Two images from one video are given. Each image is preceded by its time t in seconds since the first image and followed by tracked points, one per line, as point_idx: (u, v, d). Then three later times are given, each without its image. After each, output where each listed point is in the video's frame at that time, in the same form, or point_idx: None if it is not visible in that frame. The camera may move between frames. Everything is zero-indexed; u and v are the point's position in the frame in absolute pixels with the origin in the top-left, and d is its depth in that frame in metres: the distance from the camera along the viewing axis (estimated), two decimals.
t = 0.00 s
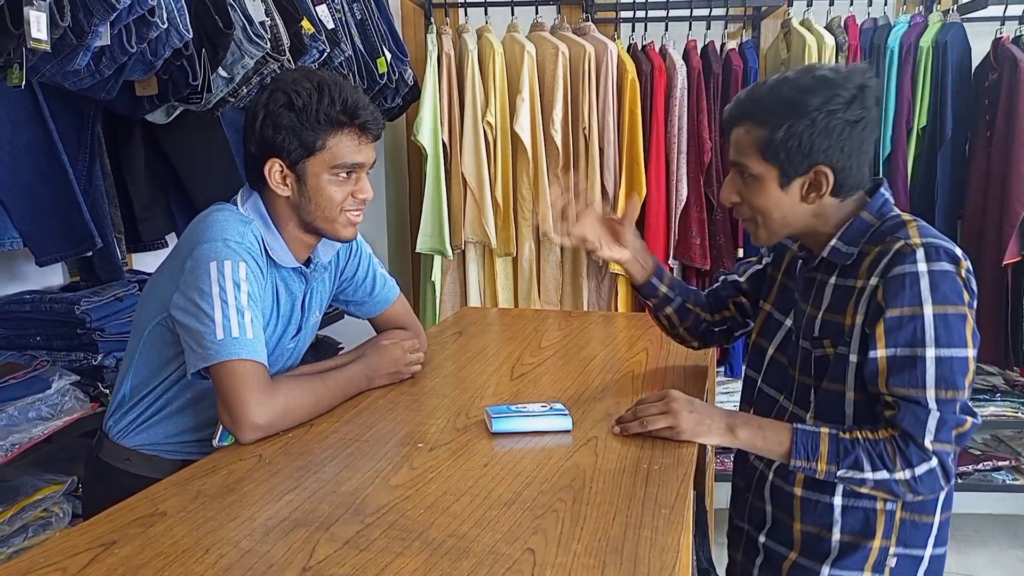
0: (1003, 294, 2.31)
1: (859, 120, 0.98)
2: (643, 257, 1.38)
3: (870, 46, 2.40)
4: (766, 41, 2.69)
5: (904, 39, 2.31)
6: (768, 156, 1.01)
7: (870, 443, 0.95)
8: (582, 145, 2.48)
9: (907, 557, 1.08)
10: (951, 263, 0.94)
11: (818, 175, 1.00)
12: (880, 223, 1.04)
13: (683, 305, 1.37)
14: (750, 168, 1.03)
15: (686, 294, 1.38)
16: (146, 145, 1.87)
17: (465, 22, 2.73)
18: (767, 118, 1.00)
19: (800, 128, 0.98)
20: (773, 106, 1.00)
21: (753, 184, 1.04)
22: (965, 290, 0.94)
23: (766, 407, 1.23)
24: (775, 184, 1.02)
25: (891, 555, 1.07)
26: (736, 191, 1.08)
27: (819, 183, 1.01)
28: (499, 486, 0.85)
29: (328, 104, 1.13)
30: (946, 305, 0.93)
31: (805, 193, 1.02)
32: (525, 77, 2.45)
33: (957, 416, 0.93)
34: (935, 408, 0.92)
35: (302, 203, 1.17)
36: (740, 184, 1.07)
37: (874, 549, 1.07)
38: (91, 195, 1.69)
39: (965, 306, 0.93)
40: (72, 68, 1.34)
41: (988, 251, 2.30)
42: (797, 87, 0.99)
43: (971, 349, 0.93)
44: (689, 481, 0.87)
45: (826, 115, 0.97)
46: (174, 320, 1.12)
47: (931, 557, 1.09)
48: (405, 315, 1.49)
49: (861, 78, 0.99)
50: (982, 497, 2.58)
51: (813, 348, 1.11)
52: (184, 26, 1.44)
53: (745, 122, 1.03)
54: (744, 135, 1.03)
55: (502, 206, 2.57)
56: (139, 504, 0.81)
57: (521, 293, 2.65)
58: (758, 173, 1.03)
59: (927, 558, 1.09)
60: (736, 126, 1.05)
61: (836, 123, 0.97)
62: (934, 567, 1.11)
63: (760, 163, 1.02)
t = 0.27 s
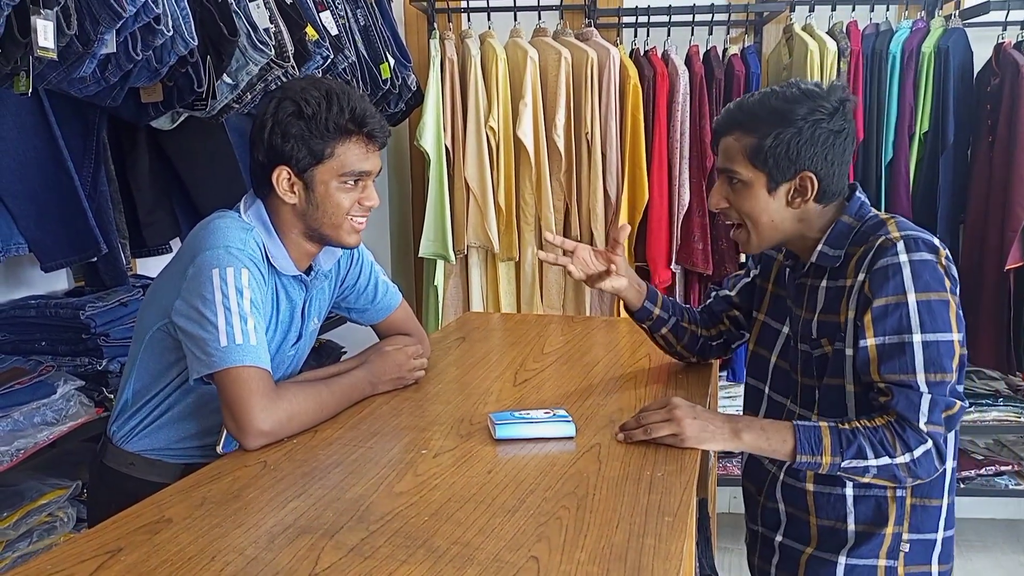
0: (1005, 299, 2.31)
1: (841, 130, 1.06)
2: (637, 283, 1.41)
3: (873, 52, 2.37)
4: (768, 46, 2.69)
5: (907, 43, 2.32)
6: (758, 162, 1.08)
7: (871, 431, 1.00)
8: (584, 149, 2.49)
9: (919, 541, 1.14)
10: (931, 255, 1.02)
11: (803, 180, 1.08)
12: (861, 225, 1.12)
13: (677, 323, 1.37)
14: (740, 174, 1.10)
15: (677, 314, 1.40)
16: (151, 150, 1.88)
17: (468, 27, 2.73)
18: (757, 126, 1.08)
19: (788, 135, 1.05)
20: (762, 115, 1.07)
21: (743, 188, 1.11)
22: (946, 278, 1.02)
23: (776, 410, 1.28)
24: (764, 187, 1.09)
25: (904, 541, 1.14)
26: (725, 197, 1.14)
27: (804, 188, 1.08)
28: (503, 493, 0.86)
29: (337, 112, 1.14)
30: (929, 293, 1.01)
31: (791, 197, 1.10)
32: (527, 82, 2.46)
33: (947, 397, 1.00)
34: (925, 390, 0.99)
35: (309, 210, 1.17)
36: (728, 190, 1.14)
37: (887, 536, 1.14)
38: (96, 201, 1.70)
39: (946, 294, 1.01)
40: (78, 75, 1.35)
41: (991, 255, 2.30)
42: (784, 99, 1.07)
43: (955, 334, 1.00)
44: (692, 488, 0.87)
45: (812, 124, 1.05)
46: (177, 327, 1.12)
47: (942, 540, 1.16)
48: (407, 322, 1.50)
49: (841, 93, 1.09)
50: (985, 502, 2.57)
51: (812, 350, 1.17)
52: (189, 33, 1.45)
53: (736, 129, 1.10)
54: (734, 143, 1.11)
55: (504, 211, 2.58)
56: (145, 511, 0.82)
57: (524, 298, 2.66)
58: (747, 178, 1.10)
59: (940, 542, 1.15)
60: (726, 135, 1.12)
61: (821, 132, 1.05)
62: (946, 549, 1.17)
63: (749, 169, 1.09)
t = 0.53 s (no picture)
0: (1006, 301, 2.31)
1: (842, 130, 1.07)
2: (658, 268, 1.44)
3: (873, 54, 2.37)
4: (768, 49, 2.70)
5: (908, 45, 2.32)
6: (759, 158, 1.08)
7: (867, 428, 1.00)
8: (585, 153, 2.49)
9: (918, 538, 1.14)
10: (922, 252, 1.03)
11: (802, 177, 1.08)
12: (854, 224, 1.12)
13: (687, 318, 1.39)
14: (740, 169, 1.10)
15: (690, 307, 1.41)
16: (152, 154, 1.89)
17: (468, 30, 2.74)
18: (759, 123, 1.08)
19: (789, 132, 1.06)
20: (764, 112, 1.08)
21: (743, 184, 1.11)
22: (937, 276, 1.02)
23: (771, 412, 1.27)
24: (763, 183, 1.10)
25: (903, 537, 1.14)
26: (724, 191, 1.14)
27: (802, 186, 1.09)
28: (502, 495, 0.86)
29: (336, 125, 1.14)
30: (921, 291, 1.01)
31: (789, 194, 1.11)
32: (528, 85, 2.46)
33: (941, 394, 1.00)
34: (920, 387, 0.99)
35: (308, 221, 1.18)
36: (727, 185, 1.14)
37: (886, 533, 1.14)
38: (97, 204, 1.71)
39: (939, 291, 1.02)
40: (79, 79, 1.35)
41: (991, 258, 2.30)
42: (788, 96, 1.08)
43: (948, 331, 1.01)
44: (692, 491, 0.87)
45: (814, 123, 1.06)
46: (173, 332, 1.12)
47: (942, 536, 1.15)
48: (404, 326, 1.50)
49: (844, 94, 1.09)
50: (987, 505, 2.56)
51: (805, 348, 1.17)
52: (191, 36, 1.46)
53: (738, 125, 1.11)
54: (735, 138, 1.11)
55: (505, 214, 2.58)
56: (145, 513, 0.82)
57: (524, 301, 2.66)
58: (747, 173, 1.10)
59: (940, 538, 1.15)
60: (728, 130, 1.13)
61: (822, 131, 1.06)
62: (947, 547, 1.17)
63: (750, 164, 1.10)
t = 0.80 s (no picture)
0: (1006, 311, 2.31)
1: (843, 141, 1.07)
2: (656, 286, 1.44)
3: (873, 66, 2.39)
4: (768, 61, 2.71)
5: (907, 58, 2.34)
6: (759, 169, 1.09)
7: (870, 449, 1.01)
8: (585, 163, 2.50)
9: (916, 556, 1.14)
10: (927, 273, 1.03)
11: (803, 189, 1.09)
12: (856, 239, 1.13)
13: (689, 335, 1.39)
14: (741, 180, 1.11)
15: (690, 323, 1.41)
16: (155, 164, 1.90)
17: (470, 42, 2.75)
18: (761, 134, 1.09)
19: (790, 143, 1.06)
20: (765, 124, 1.09)
21: (744, 196, 1.12)
22: (942, 297, 1.03)
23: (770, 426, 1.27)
24: (764, 195, 1.10)
25: (901, 554, 1.14)
26: (724, 203, 1.15)
27: (803, 198, 1.10)
28: (504, 507, 0.86)
29: (325, 132, 1.14)
30: (926, 312, 1.01)
31: (790, 206, 1.11)
32: (529, 96, 2.47)
33: (943, 415, 1.01)
34: (923, 410, 1.00)
35: (310, 230, 1.18)
36: (728, 197, 1.15)
37: (884, 550, 1.14)
38: (100, 214, 1.71)
39: (942, 312, 1.02)
40: (84, 91, 1.36)
41: (991, 268, 2.31)
42: (789, 108, 1.08)
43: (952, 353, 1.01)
44: (693, 503, 0.88)
45: (815, 134, 1.06)
46: (174, 342, 1.12)
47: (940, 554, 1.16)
48: (406, 335, 1.50)
49: (845, 106, 1.10)
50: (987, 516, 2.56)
51: (804, 362, 1.18)
52: (194, 48, 1.46)
53: (739, 137, 1.11)
54: (736, 149, 1.12)
55: (505, 225, 2.59)
56: (147, 525, 0.82)
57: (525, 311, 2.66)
58: (748, 184, 1.11)
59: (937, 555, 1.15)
60: (730, 141, 1.14)
61: (823, 142, 1.06)
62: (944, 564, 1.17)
63: (750, 175, 1.10)
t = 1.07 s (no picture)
0: (1007, 315, 2.31)
1: (846, 141, 1.07)
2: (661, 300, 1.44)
3: (873, 71, 2.39)
4: (768, 65, 2.72)
5: (907, 62, 2.34)
6: (760, 169, 1.08)
7: (873, 466, 1.00)
8: (586, 168, 2.51)
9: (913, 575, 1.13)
10: (938, 288, 1.01)
11: (806, 190, 1.08)
12: (863, 248, 1.11)
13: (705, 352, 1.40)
14: (743, 182, 1.11)
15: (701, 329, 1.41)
16: (156, 170, 1.90)
17: (470, 47, 2.76)
18: (763, 134, 1.08)
19: (792, 143, 1.06)
20: (767, 123, 1.08)
21: (746, 197, 1.12)
22: (951, 313, 1.01)
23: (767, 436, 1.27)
24: (766, 196, 1.10)
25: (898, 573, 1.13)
26: (726, 204, 1.15)
27: (806, 200, 1.09)
28: (503, 512, 0.86)
29: (327, 142, 1.15)
30: (936, 329, 1.00)
31: (793, 208, 1.10)
32: (529, 101, 2.48)
33: (951, 435, 1.00)
34: (930, 430, 0.99)
35: (311, 239, 1.18)
36: (729, 199, 1.14)
37: (882, 569, 1.13)
38: (101, 220, 1.72)
39: (952, 329, 1.01)
40: (84, 97, 1.37)
41: (992, 273, 2.31)
42: (791, 107, 1.08)
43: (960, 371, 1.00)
44: (693, 507, 0.87)
45: (817, 134, 1.05)
46: (176, 348, 1.13)
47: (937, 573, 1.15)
48: (407, 340, 1.50)
49: (848, 106, 1.09)
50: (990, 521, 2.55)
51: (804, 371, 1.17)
52: (195, 54, 1.46)
53: (740, 137, 1.11)
54: (738, 150, 1.11)
55: (506, 229, 2.59)
56: (147, 530, 0.82)
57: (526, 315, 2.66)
58: (749, 186, 1.11)
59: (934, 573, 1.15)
60: (732, 141, 1.13)
61: (827, 142, 1.06)
62: None
63: (751, 176, 1.10)
